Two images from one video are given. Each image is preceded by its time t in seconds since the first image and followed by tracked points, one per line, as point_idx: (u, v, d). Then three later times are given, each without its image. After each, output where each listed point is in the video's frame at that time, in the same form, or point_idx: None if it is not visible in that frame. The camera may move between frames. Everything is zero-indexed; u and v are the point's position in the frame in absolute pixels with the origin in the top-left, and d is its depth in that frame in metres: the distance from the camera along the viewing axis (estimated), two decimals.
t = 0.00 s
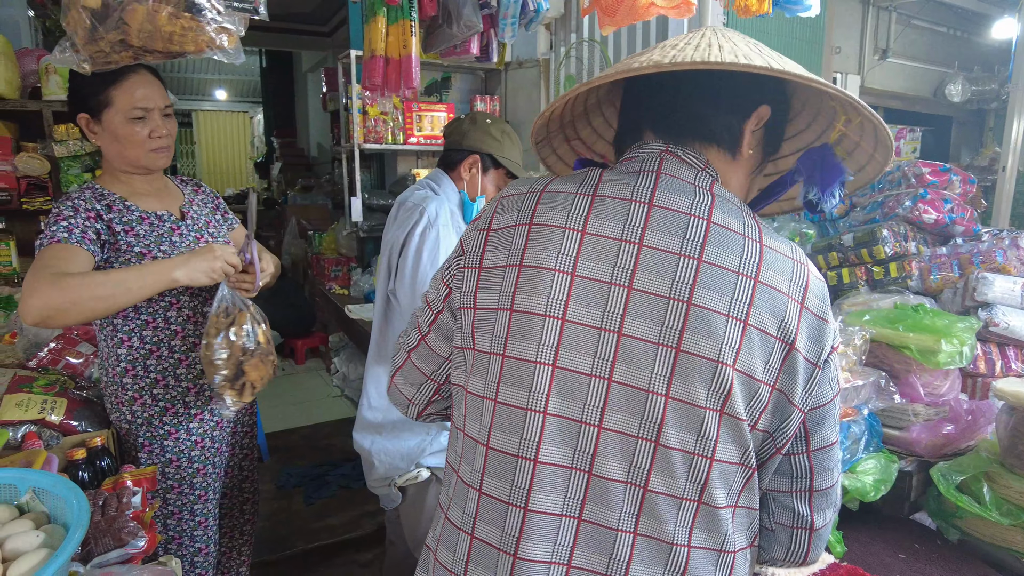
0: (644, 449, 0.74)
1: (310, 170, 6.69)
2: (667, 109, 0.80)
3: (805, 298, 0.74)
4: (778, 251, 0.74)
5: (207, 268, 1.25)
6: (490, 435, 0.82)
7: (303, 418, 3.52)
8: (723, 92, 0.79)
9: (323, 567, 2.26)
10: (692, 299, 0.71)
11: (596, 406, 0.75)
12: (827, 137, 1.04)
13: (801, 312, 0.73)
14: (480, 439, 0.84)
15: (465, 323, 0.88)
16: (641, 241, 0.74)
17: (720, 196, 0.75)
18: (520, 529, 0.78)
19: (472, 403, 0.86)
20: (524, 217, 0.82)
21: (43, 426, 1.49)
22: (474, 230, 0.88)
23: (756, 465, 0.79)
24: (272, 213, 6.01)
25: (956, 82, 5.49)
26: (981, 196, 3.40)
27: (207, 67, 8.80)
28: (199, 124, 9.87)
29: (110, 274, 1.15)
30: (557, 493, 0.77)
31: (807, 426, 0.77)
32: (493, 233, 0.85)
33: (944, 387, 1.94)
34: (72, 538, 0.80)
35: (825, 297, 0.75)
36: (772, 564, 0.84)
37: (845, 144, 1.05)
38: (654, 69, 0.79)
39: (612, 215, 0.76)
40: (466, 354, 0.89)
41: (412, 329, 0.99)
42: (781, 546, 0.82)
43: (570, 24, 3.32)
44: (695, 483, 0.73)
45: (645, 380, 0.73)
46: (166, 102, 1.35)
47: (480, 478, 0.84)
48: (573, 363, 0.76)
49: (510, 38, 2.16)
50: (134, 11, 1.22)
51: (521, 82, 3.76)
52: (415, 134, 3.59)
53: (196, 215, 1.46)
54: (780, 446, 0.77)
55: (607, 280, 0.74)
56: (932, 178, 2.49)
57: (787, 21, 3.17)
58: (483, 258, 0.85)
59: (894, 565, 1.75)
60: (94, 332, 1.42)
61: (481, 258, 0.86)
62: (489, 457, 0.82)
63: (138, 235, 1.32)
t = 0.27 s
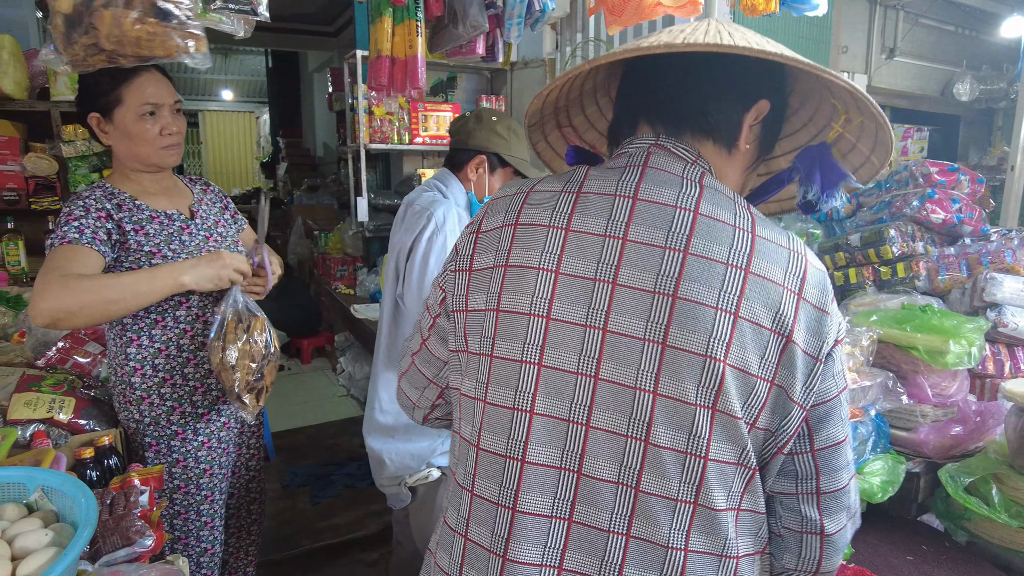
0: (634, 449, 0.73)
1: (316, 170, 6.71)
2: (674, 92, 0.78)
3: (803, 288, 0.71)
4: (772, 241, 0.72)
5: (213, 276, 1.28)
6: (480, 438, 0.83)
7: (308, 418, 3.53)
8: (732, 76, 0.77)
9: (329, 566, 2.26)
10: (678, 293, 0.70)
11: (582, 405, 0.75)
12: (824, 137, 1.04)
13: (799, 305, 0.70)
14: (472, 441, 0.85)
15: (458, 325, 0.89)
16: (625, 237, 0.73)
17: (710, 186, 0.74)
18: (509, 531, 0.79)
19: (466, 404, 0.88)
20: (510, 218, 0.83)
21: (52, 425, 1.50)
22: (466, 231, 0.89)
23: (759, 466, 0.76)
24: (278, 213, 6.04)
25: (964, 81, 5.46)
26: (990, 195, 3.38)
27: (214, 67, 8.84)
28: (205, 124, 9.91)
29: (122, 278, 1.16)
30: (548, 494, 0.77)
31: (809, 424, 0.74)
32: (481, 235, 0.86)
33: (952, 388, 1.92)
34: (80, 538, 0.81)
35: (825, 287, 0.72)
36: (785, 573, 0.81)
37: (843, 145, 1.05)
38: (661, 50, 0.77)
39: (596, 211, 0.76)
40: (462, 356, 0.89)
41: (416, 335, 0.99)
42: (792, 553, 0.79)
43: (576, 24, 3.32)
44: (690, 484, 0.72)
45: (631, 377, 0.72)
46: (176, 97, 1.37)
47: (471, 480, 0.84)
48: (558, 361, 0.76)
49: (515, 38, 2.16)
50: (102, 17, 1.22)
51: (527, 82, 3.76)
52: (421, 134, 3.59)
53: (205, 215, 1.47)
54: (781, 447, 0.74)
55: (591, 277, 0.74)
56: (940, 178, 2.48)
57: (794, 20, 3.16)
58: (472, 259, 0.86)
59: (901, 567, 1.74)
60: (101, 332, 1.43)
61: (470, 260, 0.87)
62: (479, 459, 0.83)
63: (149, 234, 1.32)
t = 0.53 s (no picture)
0: (665, 448, 0.73)
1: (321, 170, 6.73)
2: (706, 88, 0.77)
3: (827, 279, 0.71)
4: (795, 231, 0.71)
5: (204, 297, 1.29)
6: (506, 443, 0.83)
7: (312, 417, 3.54)
8: (755, 71, 0.76)
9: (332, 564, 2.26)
10: (705, 287, 0.70)
11: (611, 405, 0.75)
12: (829, 132, 1.04)
13: (823, 295, 0.70)
14: (497, 447, 0.85)
15: (478, 331, 0.89)
16: (647, 233, 0.73)
17: (730, 180, 0.74)
18: (541, 538, 0.78)
19: (489, 410, 0.88)
20: (527, 220, 0.83)
21: (55, 424, 1.50)
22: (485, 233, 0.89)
23: (791, 461, 0.75)
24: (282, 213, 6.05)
25: (970, 80, 5.42)
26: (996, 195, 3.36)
27: (219, 67, 8.87)
28: (210, 124, 9.94)
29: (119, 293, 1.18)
30: (579, 500, 0.77)
31: (842, 416, 0.73)
32: (497, 239, 0.86)
33: (957, 388, 1.93)
34: (82, 535, 0.81)
35: (850, 276, 0.71)
36: (815, 569, 0.80)
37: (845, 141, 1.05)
38: (693, 44, 0.75)
39: (616, 210, 0.76)
40: (484, 362, 0.89)
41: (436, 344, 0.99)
42: (821, 547, 0.79)
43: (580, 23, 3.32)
44: (725, 482, 0.71)
45: (660, 376, 0.72)
46: (185, 99, 1.37)
47: (499, 486, 0.84)
48: (584, 362, 0.76)
49: (519, 38, 2.16)
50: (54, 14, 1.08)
51: (531, 81, 3.76)
52: (425, 133, 3.59)
53: (209, 215, 1.47)
54: (814, 439, 0.73)
55: (614, 275, 0.74)
56: (946, 178, 2.45)
57: (798, 19, 3.15)
58: (490, 263, 0.86)
59: (905, 568, 1.73)
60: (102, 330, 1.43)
61: (487, 264, 0.86)
62: (506, 464, 0.83)
63: (152, 232, 1.33)
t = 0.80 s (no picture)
0: (741, 451, 0.71)
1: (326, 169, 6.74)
2: (751, 83, 0.72)
3: (893, 274, 0.69)
4: (861, 226, 0.70)
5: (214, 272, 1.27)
6: (571, 448, 0.80)
7: (316, 416, 3.55)
8: (801, 64, 0.71)
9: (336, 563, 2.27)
10: (781, 287, 0.68)
11: (685, 410, 0.72)
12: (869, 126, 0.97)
13: (895, 292, 0.68)
14: (558, 452, 0.81)
15: (531, 331, 0.84)
16: (718, 231, 0.70)
17: (794, 175, 0.72)
18: (615, 546, 0.76)
19: (547, 415, 0.84)
20: (584, 216, 0.79)
21: (58, 423, 1.51)
22: (533, 225, 0.85)
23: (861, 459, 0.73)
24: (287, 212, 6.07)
25: (977, 78, 5.38)
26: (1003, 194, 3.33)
27: (224, 67, 8.89)
28: (215, 124, 9.97)
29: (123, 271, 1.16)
30: (653, 508, 0.74)
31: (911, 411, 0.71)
32: (551, 236, 0.81)
33: (964, 389, 1.87)
34: (84, 533, 0.81)
35: (914, 270, 0.70)
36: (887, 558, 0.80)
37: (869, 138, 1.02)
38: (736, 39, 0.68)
39: (681, 206, 0.72)
40: (536, 362, 0.85)
41: (473, 335, 0.94)
42: (894, 539, 0.78)
43: (584, 22, 3.31)
44: (801, 483, 0.70)
45: (736, 379, 0.70)
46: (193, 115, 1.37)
47: (563, 493, 0.81)
48: (655, 366, 0.73)
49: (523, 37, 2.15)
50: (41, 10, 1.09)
51: (535, 81, 3.75)
52: (429, 133, 3.59)
53: (206, 215, 1.48)
54: (884, 435, 0.71)
55: (684, 276, 0.71)
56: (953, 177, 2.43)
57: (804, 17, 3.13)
58: (545, 260, 0.82)
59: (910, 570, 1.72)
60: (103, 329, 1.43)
61: (540, 262, 0.82)
62: (571, 471, 0.80)
63: (148, 229, 1.33)
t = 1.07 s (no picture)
0: (824, 456, 0.69)
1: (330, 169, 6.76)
2: (814, 76, 0.71)
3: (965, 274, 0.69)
4: (935, 226, 0.69)
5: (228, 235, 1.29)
6: (650, 458, 0.76)
7: (321, 414, 3.56)
8: (870, 53, 0.69)
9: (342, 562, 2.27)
10: (865, 289, 0.67)
11: (771, 416, 0.70)
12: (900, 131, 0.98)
13: (969, 292, 0.68)
14: (635, 462, 0.77)
15: (597, 336, 0.81)
16: (800, 231, 0.68)
17: (867, 174, 0.71)
18: (699, 558, 0.73)
19: (617, 422, 0.80)
20: (658, 214, 0.75)
21: (68, 421, 1.51)
22: (592, 225, 0.82)
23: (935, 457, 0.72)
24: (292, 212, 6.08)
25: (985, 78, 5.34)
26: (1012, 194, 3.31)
27: (229, 67, 8.92)
28: (220, 124, 10.00)
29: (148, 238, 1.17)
30: (737, 516, 0.72)
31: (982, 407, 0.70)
32: (619, 233, 0.78)
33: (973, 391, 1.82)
34: (96, 529, 0.81)
35: (984, 270, 0.71)
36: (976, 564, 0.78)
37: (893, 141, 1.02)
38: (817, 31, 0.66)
39: (763, 204, 0.70)
40: (600, 370, 0.82)
41: (521, 348, 0.90)
42: (997, 544, 0.75)
43: (589, 22, 3.31)
44: (880, 485, 0.69)
45: (822, 383, 0.68)
46: (200, 115, 1.38)
47: (639, 504, 0.77)
48: (742, 372, 0.70)
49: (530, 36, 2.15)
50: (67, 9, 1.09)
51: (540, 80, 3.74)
52: (434, 133, 3.58)
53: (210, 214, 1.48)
54: (957, 436, 0.70)
55: (769, 277, 0.69)
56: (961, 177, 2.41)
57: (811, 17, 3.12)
58: (613, 260, 0.79)
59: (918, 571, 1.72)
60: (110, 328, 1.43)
61: (609, 262, 0.79)
62: (650, 482, 0.76)
63: (155, 227, 1.33)
